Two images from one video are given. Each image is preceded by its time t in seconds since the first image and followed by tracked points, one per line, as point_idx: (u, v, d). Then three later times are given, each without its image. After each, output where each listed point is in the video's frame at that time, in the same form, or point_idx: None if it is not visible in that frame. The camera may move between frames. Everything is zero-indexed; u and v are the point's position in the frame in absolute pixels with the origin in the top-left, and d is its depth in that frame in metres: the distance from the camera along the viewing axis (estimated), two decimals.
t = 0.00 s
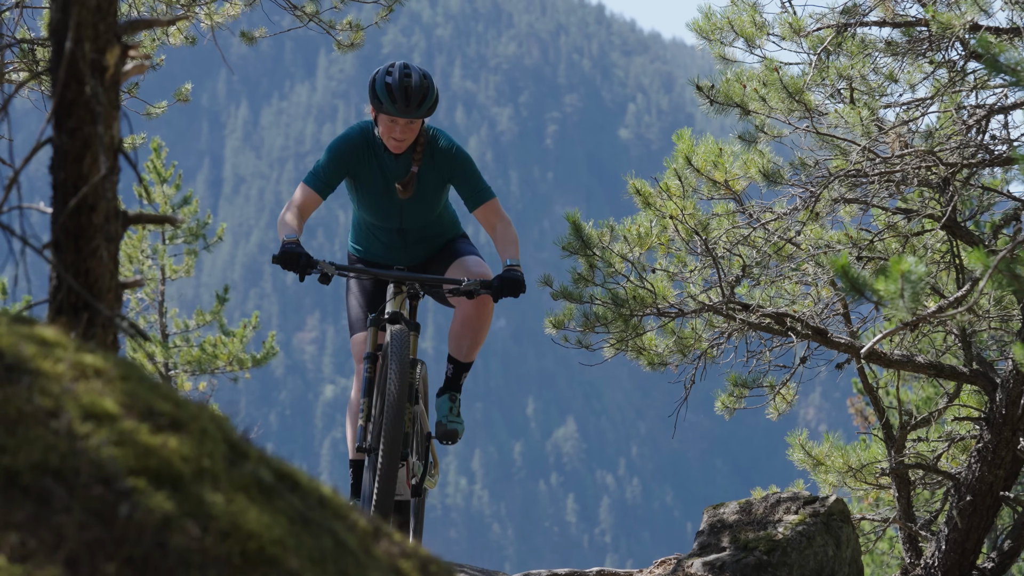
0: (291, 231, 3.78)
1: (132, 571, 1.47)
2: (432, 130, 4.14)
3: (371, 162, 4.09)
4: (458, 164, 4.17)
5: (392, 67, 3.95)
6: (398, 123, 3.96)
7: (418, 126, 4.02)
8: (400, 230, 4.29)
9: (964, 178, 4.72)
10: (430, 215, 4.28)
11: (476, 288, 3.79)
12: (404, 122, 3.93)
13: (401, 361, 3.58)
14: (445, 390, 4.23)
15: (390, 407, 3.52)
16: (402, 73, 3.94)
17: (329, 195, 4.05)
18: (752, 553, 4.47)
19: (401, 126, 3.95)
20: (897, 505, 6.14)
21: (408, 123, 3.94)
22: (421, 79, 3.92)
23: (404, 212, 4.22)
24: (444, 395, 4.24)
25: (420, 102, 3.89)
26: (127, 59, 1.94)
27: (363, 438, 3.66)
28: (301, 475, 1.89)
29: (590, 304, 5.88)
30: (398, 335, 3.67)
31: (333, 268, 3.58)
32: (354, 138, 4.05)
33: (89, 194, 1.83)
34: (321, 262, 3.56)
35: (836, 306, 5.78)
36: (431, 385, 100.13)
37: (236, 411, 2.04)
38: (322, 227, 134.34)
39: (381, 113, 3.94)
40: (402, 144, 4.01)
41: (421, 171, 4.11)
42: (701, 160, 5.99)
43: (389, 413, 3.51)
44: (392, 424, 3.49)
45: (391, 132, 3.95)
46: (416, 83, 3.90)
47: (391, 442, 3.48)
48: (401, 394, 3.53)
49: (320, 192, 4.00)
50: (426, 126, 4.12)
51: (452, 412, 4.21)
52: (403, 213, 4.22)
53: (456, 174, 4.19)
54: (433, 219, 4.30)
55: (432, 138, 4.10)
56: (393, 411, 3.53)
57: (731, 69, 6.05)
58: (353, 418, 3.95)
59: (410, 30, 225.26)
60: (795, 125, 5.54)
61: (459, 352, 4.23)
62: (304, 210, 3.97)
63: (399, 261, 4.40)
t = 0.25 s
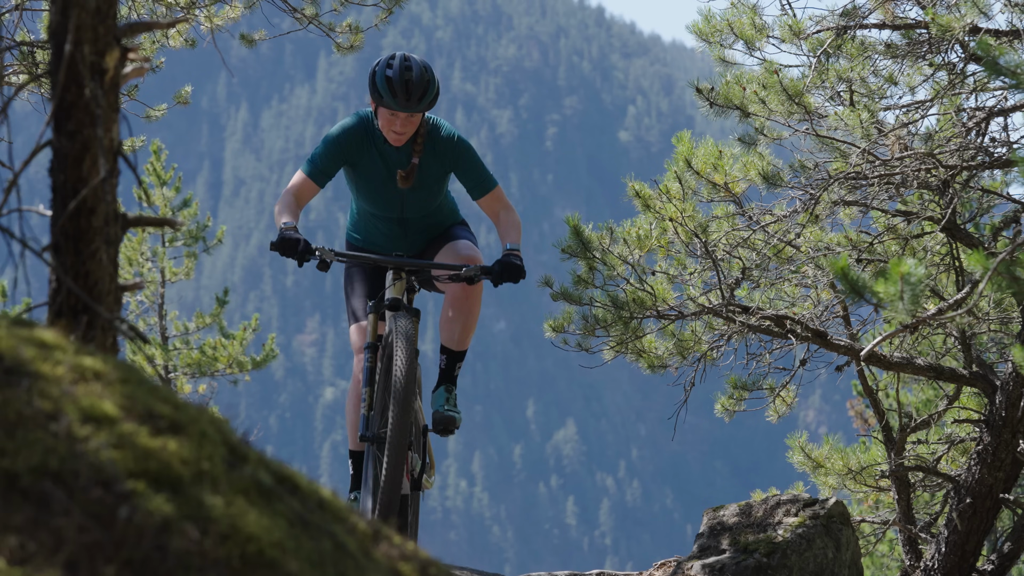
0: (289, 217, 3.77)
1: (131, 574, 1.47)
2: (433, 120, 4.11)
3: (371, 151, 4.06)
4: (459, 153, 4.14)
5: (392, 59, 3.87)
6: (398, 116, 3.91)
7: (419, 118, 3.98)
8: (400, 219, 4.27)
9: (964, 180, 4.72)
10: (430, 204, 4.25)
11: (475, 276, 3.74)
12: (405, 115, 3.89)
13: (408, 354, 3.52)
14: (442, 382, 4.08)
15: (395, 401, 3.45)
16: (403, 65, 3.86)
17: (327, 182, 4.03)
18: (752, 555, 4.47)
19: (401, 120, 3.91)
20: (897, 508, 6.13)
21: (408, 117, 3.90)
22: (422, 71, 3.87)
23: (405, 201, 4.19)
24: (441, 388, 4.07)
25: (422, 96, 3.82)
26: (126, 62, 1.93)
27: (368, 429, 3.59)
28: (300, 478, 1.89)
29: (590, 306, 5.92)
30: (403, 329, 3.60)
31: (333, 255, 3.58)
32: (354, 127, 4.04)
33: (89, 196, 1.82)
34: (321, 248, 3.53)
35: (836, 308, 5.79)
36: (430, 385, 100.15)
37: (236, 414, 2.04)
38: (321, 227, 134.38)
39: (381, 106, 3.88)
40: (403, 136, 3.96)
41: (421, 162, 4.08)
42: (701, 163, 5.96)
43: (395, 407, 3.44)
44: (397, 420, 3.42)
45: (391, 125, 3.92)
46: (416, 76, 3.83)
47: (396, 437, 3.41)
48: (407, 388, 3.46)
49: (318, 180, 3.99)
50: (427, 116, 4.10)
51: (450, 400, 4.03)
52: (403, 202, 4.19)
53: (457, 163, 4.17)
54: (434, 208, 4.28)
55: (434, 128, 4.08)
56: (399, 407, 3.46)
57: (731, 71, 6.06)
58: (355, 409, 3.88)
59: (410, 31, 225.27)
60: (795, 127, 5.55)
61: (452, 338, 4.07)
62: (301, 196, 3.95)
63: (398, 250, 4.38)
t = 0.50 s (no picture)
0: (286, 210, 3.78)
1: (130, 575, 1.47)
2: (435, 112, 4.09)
3: (371, 143, 4.04)
4: (461, 147, 4.13)
5: (393, 54, 3.86)
6: (399, 111, 3.90)
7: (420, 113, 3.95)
8: (398, 211, 4.26)
9: (963, 181, 4.72)
10: (430, 197, 4.25)
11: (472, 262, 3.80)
12: (406, 110, 3.87)
13: (404, 346, 3.52)
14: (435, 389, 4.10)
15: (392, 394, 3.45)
16: (405, 60, 3.85)
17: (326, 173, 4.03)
18: (751, 556, 4.47)
19: (403, 114, 3.90)
20: (896, 509, 6.12)
21: (410, 111, 3.89)
22: (424, 66, 3.84)
23: (404, 194, 4.18)
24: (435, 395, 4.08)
25: (424, 91, 3.80)
26: (126, 63, 1.93)
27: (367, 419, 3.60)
28: (299, 479, 1.89)
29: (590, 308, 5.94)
30: (399, 319, 3.60)
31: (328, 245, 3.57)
32: (355, 118, 4.01)
33: (88, 198, 1.82)
34: (315, 238, 3.53)
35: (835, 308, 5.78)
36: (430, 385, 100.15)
37: (235, 415, 2.04)
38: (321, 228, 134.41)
39: (382, 101, 3.87)
40: (404, 131, 3.96)
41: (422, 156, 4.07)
42: (701, 164, 5.90)
43: (393, 400, 3.45)
44: (395, 413, 3.43)
45: (392, 120, 3.90)
46: (418, 70, 3.81)
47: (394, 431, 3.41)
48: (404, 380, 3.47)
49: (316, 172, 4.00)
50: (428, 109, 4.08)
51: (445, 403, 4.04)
52: (402, 194, 4.18)
53: (459, 155, 4.17)
54: (433, 201, 4.28)
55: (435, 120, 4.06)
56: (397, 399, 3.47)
57: (730, 73, 6.06)
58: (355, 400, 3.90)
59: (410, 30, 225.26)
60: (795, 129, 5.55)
61: (444, 344, 4.07)
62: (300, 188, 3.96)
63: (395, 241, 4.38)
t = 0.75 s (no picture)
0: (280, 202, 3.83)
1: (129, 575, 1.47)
2: (438, 108, 4.08)
3: (370, 136, 4.03)
4: (462, 143, 4.13)
5: (396, 46, 3.85)
6: (402, 105, 3.87)
7: (423, 109, 3.94)
8: (396, 205, 4.25)
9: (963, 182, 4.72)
10: (429, 192, 4.25)
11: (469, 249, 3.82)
12: (410, 105, 3.85)
13: (393, 344, 3.57)
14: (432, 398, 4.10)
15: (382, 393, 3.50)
16: (409, 53, 3.83)
17: (324, 164, 4.03)
18: (751, 557, 4.47)
19: (406, 109, 3.87)
20: (895, 509, 6.13)
21: (413, 105, 3.86)
22: (427, 60, 3.83)
23: (403, 188, 4.18)
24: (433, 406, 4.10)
25: (427, 85, 3.80)
26: (125, 63, 1.93)
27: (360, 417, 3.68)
28: (298, 479, 1.88)
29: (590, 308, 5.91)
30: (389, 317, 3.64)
31: (322, 238, 3.56)
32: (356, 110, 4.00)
33: (87, 198, 1.82)
34: (309, 233, 3.54)
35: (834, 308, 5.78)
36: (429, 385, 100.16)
37: (235, 415, 2.04)
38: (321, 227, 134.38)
39: (385, 95, 3.85)
40: (407, 126, 3.93)
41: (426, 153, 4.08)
42: (700, 164, 5.89)
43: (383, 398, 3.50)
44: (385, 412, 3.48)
45: (395, 114, 3.88)
46: (422, 64, 3.81)
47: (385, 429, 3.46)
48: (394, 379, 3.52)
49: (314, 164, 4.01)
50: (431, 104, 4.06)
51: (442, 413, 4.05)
52: (400, 189, 4.18)
53: (460, 151, 4.17)
54: (431, 196, 4.27)
55: (438, 115, 4.05)
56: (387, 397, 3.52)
57: (730, 73, 6.05)
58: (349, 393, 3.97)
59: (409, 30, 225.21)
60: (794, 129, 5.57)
61: (437, 353, 4.04)
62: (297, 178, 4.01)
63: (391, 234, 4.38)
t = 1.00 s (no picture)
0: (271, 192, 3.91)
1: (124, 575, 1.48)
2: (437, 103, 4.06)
3: (367, 130, 4.03)
4: (459, 139, 4.12)
5: (398, 40, 3.85)
6: (403, 99, 3.86)
7: (424, 104, 3.92)
8: (390, 203, 4.23)
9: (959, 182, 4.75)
10: (424, 191, 4.22)
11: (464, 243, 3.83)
12: (410, 99, 3.84)
13: (383, 348, 3.59)
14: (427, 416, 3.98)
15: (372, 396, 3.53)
16: (411, 47, 3.84)
17: (319, 155, 4.04)
18: (746, 556, 4.48)
19: (406, 103, 3.85)
20: (891, 509, 6.13)
21: (413, 99, 3.85)
22: (428, 54, 3.83)
23: (398, 186, 4.15)
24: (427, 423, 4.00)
25: (429, 79, 3.80)
26: (122, 63, 1.93)
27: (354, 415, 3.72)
28: (294, 479, 1.88)
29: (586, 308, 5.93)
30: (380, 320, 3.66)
31: (316, 237, 3.60)
32: (354, 104, 3.99)
33: (83, 197, 1.81)
34: (302, 231, 3.55)
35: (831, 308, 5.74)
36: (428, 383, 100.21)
37: (231, 415, 2.04)
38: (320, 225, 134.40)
39: (386, 89, 3.85)
40: (407, 121, 3.91)
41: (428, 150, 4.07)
42: (697, 164, 5.93)
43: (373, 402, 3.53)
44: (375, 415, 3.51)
45: (395, 109, 3.86)
46: (424, 59, 3.80)
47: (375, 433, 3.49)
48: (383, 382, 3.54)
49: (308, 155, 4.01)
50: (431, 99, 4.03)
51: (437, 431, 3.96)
52: (395, 186, 4.15)
53: (458, 149, 4.15)
54: (427, 195, 4.25)
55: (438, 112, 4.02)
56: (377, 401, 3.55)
57: (728, 74, 6.11)
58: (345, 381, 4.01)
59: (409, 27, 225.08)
60: (790, 129, 5.58)
61: (432, 368, 3.96)
62: (290, 165, 4.07)
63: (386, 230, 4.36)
